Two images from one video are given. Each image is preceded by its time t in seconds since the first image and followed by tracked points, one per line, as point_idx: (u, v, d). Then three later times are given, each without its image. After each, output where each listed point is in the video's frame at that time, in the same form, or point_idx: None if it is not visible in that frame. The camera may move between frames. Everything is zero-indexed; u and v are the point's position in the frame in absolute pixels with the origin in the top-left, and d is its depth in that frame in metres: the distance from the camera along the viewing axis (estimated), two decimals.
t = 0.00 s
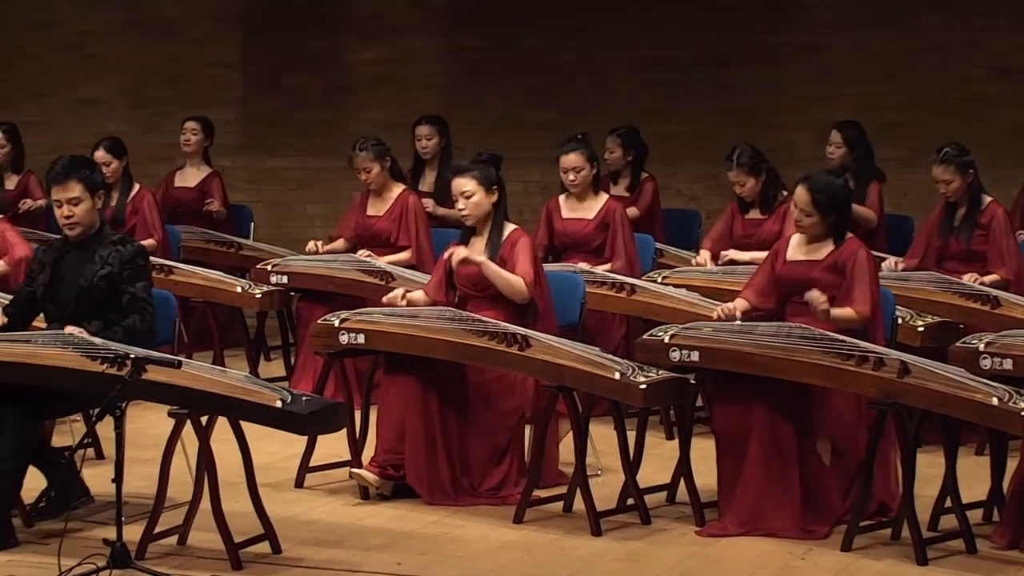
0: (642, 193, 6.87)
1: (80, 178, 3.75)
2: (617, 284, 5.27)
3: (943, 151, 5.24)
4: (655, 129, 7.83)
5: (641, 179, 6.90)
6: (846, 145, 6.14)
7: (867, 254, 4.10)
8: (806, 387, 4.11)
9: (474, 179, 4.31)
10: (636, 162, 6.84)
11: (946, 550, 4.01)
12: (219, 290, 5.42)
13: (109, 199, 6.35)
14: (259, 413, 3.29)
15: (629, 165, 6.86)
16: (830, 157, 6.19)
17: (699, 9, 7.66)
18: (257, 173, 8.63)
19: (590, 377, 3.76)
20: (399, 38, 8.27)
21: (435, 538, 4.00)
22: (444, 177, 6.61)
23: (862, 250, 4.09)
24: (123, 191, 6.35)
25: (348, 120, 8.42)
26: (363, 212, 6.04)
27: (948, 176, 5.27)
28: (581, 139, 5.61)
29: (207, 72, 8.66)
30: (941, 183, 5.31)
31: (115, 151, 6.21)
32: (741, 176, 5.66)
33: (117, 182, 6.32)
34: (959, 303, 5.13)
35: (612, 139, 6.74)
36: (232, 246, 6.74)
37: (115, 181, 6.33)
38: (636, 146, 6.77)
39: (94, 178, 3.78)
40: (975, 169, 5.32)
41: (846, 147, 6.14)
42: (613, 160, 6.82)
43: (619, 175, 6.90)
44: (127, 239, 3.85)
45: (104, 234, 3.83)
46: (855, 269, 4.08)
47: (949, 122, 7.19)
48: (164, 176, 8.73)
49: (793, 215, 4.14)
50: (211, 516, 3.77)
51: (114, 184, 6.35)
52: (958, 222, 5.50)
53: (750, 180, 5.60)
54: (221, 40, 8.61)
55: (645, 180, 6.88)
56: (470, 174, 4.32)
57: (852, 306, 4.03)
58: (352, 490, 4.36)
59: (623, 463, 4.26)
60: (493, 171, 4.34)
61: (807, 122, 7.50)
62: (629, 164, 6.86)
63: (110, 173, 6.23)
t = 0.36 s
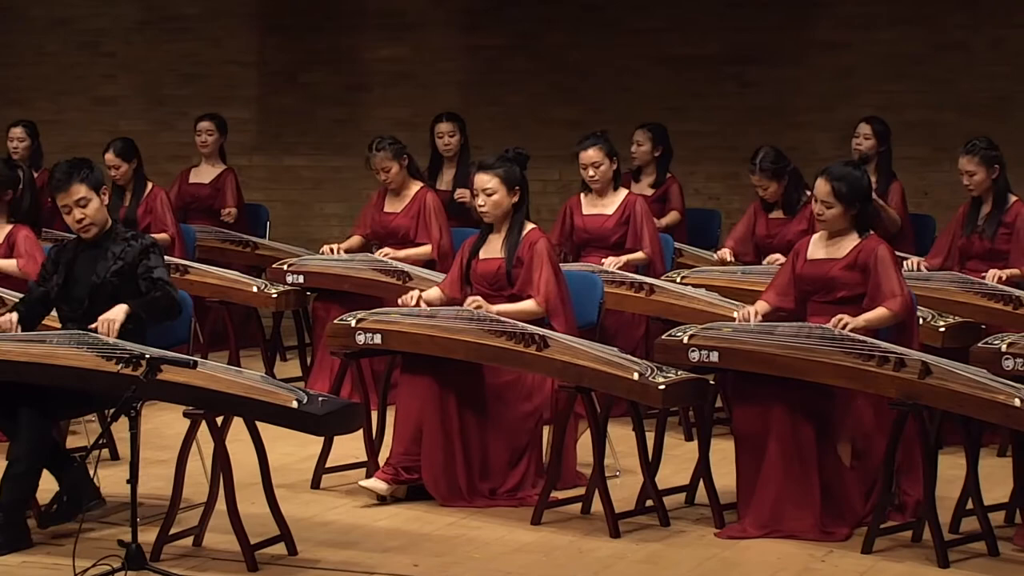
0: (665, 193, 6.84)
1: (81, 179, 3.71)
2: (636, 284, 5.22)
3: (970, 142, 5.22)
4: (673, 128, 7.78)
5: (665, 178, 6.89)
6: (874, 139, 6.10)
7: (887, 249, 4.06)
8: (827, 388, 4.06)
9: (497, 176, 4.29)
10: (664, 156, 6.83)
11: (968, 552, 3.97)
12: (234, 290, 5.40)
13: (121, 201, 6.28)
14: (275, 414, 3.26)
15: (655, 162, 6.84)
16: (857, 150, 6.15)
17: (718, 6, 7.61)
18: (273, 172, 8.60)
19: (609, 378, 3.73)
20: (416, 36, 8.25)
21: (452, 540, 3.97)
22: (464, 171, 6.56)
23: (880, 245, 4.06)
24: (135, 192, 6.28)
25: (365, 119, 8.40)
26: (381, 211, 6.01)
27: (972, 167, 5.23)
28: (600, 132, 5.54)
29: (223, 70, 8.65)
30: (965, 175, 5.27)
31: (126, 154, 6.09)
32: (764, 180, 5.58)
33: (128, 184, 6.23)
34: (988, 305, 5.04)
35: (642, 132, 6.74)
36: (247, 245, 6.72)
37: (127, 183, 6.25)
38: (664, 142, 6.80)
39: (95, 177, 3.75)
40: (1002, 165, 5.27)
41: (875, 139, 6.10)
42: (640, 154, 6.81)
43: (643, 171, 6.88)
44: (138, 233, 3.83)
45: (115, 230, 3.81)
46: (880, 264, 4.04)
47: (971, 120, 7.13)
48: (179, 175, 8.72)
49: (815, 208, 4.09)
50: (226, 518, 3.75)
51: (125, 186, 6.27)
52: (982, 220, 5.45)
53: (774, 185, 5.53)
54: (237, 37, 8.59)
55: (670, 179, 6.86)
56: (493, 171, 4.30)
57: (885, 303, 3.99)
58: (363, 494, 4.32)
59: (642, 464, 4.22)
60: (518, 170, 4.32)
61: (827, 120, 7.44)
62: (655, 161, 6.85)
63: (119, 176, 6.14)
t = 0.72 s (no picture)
0: (686, 193, 6.79)
1: (81, 180, 3.70)
2: (654, 283, 5.18)
3: (986, 155, 5.18)
4: (691, 126, 7.73)
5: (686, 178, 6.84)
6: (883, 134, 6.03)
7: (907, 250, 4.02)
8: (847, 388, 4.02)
9: (507, 179, 4.24)
10: (683, 155, 6.77)
11: (989, 556, 3.92)
12: (249, 289, 5.37)
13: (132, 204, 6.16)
14: (290, 414, 3.23)
15: (675, 162, 6.80)
16: (870, 148, 6.10)
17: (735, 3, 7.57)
18: (289, 171, 8.58)
19: (627, 379, 3.68)
20: (432, 34, 8.22)
21: (468, 541, 3.94)
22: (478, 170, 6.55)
23: (902, 247, 4.02)
24: (149, 194, 6.21)
25: (381, 117, 8.37)
26: (397, 210, 5.98)
27: (989, 179, 5.18)
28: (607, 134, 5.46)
29: (238, 68, 8.64)
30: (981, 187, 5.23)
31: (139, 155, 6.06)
32: (787, 179, 5.49)
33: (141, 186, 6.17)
34: (1012, 305, 5.01)
35: (659, 134, 6.68)
36: (262, 245, 6.72)
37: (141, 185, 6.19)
38: (683, 143, 6.73)
39: (95, 177, 3.72)
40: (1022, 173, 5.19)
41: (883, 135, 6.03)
42: (660, 156, 6.77)
43: (664, 171, 6.85)
44: (147, 232, 3.80)
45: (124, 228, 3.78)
46: (898, 266, 4.00)
47: (992, 119, 7.07)
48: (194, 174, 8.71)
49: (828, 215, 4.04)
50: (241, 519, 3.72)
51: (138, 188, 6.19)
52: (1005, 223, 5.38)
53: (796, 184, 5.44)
54: (253, 35, 8.58)
55: (691, 179, 6.81)
56: (503, 174, 4.25)
57: (896, 308, 3.96)
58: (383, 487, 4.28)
59: (661, 465, 4.18)
60: (527, 170, 4.28)
61: (847, 119, 7.39)
62: (675, 161, 6.80)
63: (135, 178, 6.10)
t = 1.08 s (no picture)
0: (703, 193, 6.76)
1: (99, 175, 3.66)
2: (672, 284, 5.14)
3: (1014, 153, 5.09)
4: (707, 125, 7.68)
5: (703, 177, 6.79)
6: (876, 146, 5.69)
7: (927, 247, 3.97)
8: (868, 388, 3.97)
9: (525, 180, 4.22)
10: (696, 158, 6.71)
11: (1012, 559, 3.87)
12: (264, 289, 5.35)
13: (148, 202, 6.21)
14: (305, 414, 3.20)
15: (691, 164, 6.73)
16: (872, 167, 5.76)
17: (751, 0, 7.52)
18: (304, 171, 8.57)
19: (644, 380, 3.65)
20: (447, 33, 8.19)
21: (484, 543, 3.90)
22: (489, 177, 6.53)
23: (922, 244, 3.97)
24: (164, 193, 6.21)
25: (396, 116, 8.35)
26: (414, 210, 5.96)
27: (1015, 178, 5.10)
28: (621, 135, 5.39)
29: (252, 67, 8.62)
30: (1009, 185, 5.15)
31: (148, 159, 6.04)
32: (805, 181, 5.45)
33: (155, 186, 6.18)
34: None
35: (670, 140, 6.60)
36: (277, 245, 6.70)
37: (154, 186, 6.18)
38: (694, 146, 6.64)
39: (115, 174, 3.69)
40: None
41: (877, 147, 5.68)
42: (675, 163, 6.69)
43: (679, 174, 6.77)
44: (152, 228, 3.73)
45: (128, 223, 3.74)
46: (919, 264, 3.96)
47: (1013, 118, 7.01)
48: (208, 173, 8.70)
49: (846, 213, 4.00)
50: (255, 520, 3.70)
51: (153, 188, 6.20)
52: None
53: (812, 188, 5.40)
54: (267, 33, 8.56)
55: (707, 179, 6.77)
56: (521, 175, 4.22)
57: (922, 292, 3.92)
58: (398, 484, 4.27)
59: (679, 466, 4.14)
60: (546, 171, 4.25)
61: (865, 117, 7.33)
62: (692, 164, 6.73)
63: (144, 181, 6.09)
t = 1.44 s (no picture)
0: (719, 192, 6.72)
1: (111, 187, 3.60)
2: (691, 284, 5.10)
3: None
4: (724, 123, 7.63)
5: (717, 178, 6.74)
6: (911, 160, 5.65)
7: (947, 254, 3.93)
8: (888, 389, 3.93)
9: (531, 179, 4.16)
10: (708, 162, 6.66)
11: None
12: (280, 289, 5.33)
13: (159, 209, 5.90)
14: (320, 415, 3.18)
15: (703, 167, 6.67)
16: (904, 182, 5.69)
17: None
18: (320, 170, 8.55)
19: (663, 381, 3.61)
20: (463, 30, 8.16)
21: (500, 545, 3.87)
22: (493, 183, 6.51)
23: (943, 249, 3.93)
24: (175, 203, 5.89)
25: (412, 115, 8.32)
26: (432, 208, 5.93)
27: None
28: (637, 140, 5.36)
29: (267, 65, 8.61)
30: None
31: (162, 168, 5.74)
32: (828, 164, 5.40)
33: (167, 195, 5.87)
34: None
35: (681, 147, 6.53)
36: (292, 244, 6.68)
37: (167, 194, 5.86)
38: (706, 151, 6.57)
39: (127, 188, 3.63)
40: None
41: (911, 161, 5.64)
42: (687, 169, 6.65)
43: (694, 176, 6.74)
44: (166, 232, 3.72)
45: (143, 227, 3.72)
46: (940, 266, 3.91)
47: None
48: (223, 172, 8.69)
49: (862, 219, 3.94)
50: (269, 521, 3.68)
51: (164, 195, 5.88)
52: None
53: (837, 170, 5.33)
54: (282, 31, 8.55)
55: (722, 179, 6.73)
56: (527, 175, 4.16)
57: (935, 305, 3.87)
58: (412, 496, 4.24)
59: (697, 468, 4.10)
60: (549, 166, 4.20)
61: (884, 116, 7.27)
62: (704, 168, 6.69)
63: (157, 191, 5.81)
